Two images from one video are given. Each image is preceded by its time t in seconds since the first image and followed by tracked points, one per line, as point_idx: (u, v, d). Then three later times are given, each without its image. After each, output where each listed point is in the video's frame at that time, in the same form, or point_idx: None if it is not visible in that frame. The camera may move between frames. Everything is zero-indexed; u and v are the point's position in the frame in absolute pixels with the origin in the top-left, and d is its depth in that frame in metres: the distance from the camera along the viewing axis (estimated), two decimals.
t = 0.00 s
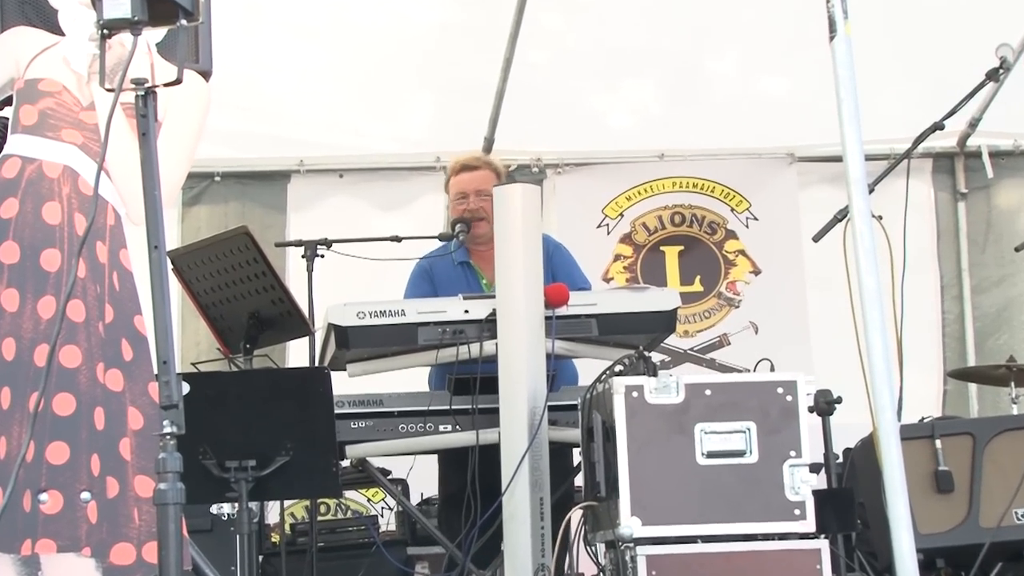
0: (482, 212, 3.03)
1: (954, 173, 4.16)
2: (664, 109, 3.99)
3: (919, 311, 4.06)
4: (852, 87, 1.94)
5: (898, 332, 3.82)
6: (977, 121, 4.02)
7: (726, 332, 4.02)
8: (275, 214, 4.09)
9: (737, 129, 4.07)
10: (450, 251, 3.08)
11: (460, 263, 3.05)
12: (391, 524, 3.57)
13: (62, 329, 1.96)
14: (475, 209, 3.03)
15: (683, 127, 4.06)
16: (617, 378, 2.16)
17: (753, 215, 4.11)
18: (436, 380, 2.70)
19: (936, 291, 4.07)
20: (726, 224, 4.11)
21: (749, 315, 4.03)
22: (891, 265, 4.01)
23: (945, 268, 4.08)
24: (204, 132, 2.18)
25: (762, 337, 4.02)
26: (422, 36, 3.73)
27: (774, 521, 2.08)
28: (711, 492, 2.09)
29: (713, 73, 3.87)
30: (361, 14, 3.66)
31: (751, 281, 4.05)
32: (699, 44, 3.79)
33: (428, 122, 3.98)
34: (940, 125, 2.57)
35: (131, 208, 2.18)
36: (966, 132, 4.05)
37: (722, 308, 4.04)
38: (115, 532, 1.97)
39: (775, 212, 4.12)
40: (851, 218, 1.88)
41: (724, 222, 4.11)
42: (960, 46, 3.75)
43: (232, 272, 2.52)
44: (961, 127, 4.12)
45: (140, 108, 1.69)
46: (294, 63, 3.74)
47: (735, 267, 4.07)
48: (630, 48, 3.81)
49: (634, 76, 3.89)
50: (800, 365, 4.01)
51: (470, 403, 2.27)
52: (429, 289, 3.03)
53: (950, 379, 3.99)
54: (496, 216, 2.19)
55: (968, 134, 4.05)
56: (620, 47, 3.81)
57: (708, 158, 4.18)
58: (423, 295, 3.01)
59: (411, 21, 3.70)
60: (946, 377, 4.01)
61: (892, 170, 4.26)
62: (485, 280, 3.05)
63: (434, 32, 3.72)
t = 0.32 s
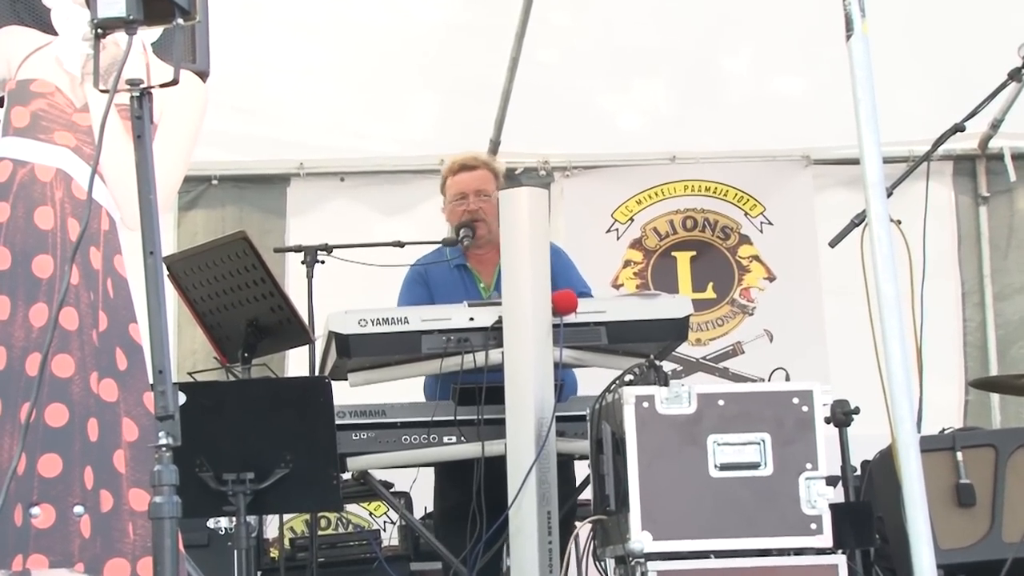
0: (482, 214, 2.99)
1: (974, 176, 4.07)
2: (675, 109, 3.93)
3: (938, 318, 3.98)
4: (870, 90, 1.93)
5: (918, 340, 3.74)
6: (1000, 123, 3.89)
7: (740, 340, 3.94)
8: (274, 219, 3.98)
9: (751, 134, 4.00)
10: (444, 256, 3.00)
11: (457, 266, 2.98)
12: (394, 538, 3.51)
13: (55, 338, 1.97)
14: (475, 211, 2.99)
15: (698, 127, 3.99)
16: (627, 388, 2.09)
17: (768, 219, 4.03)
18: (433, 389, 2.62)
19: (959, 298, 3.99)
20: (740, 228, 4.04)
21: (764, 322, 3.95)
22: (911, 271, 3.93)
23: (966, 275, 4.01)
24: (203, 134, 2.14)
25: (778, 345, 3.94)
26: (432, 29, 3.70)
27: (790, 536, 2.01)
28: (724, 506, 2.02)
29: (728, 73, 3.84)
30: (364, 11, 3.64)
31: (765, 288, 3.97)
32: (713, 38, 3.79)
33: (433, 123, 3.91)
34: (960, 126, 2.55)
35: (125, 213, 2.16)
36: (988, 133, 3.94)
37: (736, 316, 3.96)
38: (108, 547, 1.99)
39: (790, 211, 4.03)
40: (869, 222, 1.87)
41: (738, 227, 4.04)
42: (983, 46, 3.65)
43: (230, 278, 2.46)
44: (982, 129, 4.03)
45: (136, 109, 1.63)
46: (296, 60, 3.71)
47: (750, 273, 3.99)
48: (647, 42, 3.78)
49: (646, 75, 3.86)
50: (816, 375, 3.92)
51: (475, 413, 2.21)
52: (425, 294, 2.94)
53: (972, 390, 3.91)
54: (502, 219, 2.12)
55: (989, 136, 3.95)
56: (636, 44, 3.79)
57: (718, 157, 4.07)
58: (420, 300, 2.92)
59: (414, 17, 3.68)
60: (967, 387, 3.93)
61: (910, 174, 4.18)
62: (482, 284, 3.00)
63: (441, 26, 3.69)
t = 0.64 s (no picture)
0: (486, 216, 2.92)
1: (997, 179, 3.99)
2: (689, 110, 3.80)
3: (958, 326, 3.91)
4: (887, 89, 1.85)
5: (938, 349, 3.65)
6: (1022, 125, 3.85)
7: (754, 348, 3.88)
8: (271, 223, 3.94)
9: (754, 132, 3.87)
10: (439, 260, 2.92)
11: (453, 270, 2.90)
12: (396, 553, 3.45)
13: (47, 346, 1.91)
14: (479, 212, 2.92)
15: (717, 125, 3.85)
16: (637, 398, 2.02)
17: (782, 224, 3.96)
18: (422, 399, 2.60)
19: (981, 306, 3.92)
20: (753, 233, 3.97)
21: (778, 330, 3.89)
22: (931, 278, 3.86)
23: (987, 282, 3.93)
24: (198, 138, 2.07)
25: (792, 355, 3.88)
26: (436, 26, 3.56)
27: (805, 551, 1.94)
28: (737, 521, 1.95)
29: (742, 74, 3.70)
30: (363, 9, 3.51)
31: (780, 295, 3.91)
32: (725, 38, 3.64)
33: (437, 123, 3.81)
34: (983, 126, 2.49)
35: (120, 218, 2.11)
36: (1010, 135, 3.88)
37: (749, 324, 3.90)
38: (101, 561, 1.94)
39: (806, 217, 3.96)
40: (886, 226, 1.80)
41: (751, 232, 3.97)
42: (1007, 45, 3.56)
43: (227, 285, 2.39)
44: (1004, 131, 3.96)
45: (130, 112, 1.61)
46: (295, 61, 3.60)
47: (763, 280, 3.93)
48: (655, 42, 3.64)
49: (654, 75, 3.72)
50: (831, 384, 3.85)
51: (480, 425, 2.15)
52: (420, 296, 2.83)
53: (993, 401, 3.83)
54: (507, 223, 2.06)
55: (1011, 138, 3.89)
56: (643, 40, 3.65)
57: (726, 162, 4.01)
58: (415, 302, 2.81)
59: (417, 15, 3.54)
60: (988, 398, 3.85)
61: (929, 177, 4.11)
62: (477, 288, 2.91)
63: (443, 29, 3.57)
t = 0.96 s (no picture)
0: (499, 224, 2.84)
1: (1019, 180, 3.94)
2: (701, 111, 3.70)
3: (980, 332, 3.84)
4: (906, 86, 1.81)
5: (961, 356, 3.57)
6: None
7: (768, 355, 3.81)
8: (269, 226, 3.87)
9: (777, 135, 3.83)
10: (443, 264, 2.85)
11: (455, 275, 2.83)
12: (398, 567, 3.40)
13: (38, 353, 1.83)
14: (492, 219, 2.84)
15: (731, 125, 3.77)
16: (648, 407, 1.95)
17: (798, 227, 3.89)
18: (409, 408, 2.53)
19: (1000, 313, 3.85)
20: (768, 237, 3.90)
21: (794, 337, 3.82)
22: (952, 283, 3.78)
23: (1009, 286, 3.85)
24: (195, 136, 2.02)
25: (807, 362, 3.81)
26: (444, 27, 3.36)
27: (822, 566, 1.87)
28: (751, 534, 1.88)
29: (755, 72, 3.53)
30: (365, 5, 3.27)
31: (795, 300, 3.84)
32: (736, 36, 3.43)
33: (439, 125, 3.72)
34: (1005, 126, 2.43)
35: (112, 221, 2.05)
36: None
37: (763, 331, 3.82)
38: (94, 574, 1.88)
39: (822, 218, 3.90)
40: (905, 231, 1.74)
41: (766, 235, 3.90)
42: None
43: (223, 291, 2.33)
44: None
45: (123, 111, 1.54)
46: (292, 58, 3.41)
47: (778, 285, 3.85)
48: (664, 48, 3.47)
49: (667, 75, 3.57)
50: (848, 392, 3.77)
51: (485, 434, 2.08)
52: (420, 301, 2.77)
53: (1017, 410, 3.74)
54: (514, 226, 1.99)
55: None
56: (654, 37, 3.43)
57: (734, 164, 3.96)
58: (414, 307, 2.75)
59: (421, 10, 3.29)
60: (1011, 407, 3.77)
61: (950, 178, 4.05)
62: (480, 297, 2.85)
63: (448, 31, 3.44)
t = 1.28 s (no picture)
0: (500, 223, 2.77)
1: None
2: (715, 108, 3.62)
3: (1000, 335, 3.76)
4: (927, 83, 1.72)
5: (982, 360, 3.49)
6: None
7: (782, 360, 3.74)
8: (266, 227, 3.81)
9: (791, 132, 3.74)
10: (444, 265, 2.78)
11: (456, 276, 2.76)
12: None
13: (27, 358, 1.80)
14: (493, 217, 2.77)
15: (742, 123, 3.69)
16: (658, 413, 1.88)
17: (812, 227, 3.82)
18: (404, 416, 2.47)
19: (1022, 319, 3.76)
20: (782, 237, 3.83)
21: (809, 341, 3.75)
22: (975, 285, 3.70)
23: None
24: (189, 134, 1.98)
25: (823, 366, 3.73)
26: (454, 24, 3.31)
27: None
28: (764, 545, 1.81)
29: (769, 66, 3.45)
30: None
31: (810, 302, 3.77)
32: (749, 31, 3.36)
33: (441, 121, 3.65)
34: None
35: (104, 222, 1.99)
36: None
37: (778, 333, 3.76)
38: None
39: (839, 216, 3.83)
40: (925, 230, 1.67)
41: (780, 235, 3.83)
42: None
43: (220, 293, 2.27)
44: None
45: (116, 107, 1.49)
46: (292, 52, 3.35)
47: (792, 286, 3.78)
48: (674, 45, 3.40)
49: (678, 69, 3.49)
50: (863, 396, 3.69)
51: (490, 441, 2.03)
52: (418, 303, 2.70)
53: None
54: (519, 226, 1.93)
55: None
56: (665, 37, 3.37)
57: (745, 160, 3.87)
58: (412, 308, 2.68)
59: (424, 4, 3.24)
60: None
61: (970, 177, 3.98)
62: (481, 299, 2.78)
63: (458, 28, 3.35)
